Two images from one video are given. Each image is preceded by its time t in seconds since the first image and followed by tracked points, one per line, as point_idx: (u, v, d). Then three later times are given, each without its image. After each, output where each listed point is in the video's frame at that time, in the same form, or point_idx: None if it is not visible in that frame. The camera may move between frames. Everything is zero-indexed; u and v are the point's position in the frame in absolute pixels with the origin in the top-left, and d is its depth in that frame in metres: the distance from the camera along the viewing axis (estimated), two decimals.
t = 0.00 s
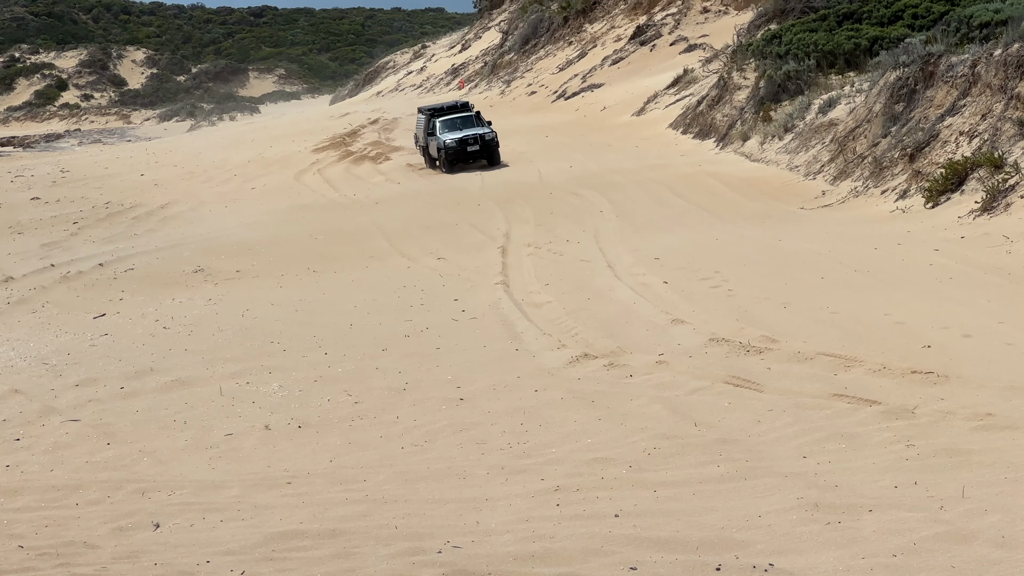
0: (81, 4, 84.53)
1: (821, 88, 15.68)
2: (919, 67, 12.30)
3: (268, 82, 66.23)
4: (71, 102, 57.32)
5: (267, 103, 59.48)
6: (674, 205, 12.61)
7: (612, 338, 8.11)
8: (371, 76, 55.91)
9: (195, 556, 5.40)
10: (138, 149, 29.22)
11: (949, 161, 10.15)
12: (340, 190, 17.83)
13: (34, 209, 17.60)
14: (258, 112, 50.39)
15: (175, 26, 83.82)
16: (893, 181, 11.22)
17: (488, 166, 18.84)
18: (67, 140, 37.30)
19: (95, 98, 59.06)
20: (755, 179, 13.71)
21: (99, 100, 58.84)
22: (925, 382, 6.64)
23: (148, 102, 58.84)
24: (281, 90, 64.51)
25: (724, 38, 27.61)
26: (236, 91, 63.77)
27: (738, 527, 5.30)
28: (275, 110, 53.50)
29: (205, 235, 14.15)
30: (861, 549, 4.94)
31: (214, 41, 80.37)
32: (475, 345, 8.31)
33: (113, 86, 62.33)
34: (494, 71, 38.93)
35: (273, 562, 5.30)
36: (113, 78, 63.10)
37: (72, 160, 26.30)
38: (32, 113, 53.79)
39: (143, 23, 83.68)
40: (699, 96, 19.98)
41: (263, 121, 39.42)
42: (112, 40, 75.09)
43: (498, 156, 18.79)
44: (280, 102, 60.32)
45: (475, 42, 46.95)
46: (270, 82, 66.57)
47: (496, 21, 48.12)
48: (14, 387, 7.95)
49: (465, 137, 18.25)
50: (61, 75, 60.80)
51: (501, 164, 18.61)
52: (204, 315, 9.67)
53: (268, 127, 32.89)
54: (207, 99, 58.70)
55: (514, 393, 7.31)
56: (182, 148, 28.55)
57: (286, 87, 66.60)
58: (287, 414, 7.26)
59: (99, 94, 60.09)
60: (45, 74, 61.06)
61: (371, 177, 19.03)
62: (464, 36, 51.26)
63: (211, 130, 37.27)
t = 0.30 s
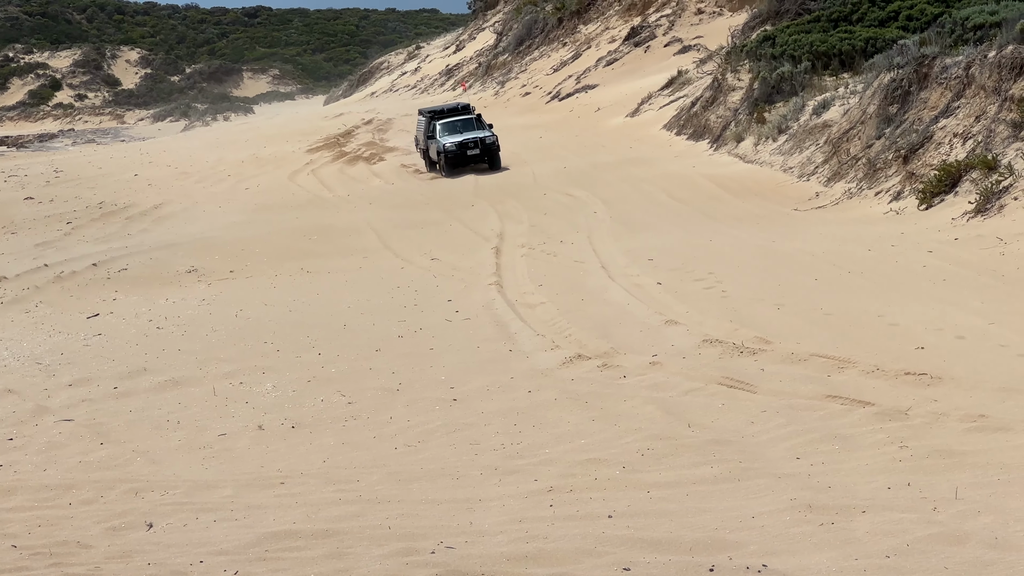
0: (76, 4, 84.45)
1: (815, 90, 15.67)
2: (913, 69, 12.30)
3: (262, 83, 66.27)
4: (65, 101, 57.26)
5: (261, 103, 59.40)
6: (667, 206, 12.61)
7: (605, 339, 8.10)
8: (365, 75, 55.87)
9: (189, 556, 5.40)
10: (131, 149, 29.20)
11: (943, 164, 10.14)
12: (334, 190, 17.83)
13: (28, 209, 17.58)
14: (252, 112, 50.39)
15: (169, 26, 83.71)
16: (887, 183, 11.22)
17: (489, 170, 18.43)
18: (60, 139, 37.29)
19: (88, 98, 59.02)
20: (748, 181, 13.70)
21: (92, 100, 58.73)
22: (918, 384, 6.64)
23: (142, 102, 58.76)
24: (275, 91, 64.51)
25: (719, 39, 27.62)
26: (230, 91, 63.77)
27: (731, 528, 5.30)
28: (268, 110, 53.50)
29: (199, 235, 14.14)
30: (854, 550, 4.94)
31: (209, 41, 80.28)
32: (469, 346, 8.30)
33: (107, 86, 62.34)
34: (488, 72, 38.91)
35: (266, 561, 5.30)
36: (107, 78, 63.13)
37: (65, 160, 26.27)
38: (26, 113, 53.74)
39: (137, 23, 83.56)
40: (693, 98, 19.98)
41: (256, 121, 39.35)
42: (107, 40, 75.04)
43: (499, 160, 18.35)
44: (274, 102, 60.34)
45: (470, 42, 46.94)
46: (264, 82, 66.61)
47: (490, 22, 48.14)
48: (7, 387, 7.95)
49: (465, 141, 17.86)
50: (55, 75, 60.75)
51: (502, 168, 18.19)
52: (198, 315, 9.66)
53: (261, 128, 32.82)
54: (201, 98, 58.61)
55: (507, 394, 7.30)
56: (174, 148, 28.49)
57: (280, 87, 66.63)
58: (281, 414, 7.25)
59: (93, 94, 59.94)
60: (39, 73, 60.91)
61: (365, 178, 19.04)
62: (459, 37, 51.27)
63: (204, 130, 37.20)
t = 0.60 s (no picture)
0: (72, 3, 84.42)
1: (811, 89, 15.67)
2: (909, 69, 12.30)
3: (258, 81, 66.27)
4: (60, 100, 57.22)
5: (256, 102, 59.29)
6: (663, 206, 12.60)
7: (601, 339, 8.10)
8: (361, 75, 55.85)
9: (184, 554, 5.40)
10: (126, 148, 29.16)
11: (939, 163, 10.15)
12: (330, 189, 17.83)
13: (23, 207, 17.56)
14: (248, 111, 50.38)
15: (165, 24, 83.54)
16: (883, 183, 11.22)
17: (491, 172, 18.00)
18: (55, 138, 37.26)
19: (84, 96, 58.97)
20: (744, 180, 13.70)
21: (88, 99, 58.62)
22: (914, 383, 6.64)
23: (137, 101, 58.67)
24: (270, 89, 64.51)
25: (714, 38, 27.62)
26: (226, 90, 63.75)
27: (726, 527, 5.31)
28: (264, 109, 53.50)
29: (194, 234, 14.14)
30: (850, 549, 4.95)
31: (205, 40, 80.14)
32: (465, 345, 8.30)
33: (103, 84, 62.35)
34: (484, 71, 38.89)
35: (262, 560, 5.30)
36: (103, 77, 63.16)
37: (59, 159, 26.22)
38: (21, 111, 53.66)
39: (133, 21, 83.40)
40: (689, 97, 19.99)
41: (251, 120, 39.31)
42: (102, 38, 75.02)
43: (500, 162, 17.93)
44: (269, 101, 60.35)
45: (465, 41, 46.93)
46: (260, 80, 66.60)
47: (486, 21, 48.14)
48: (2, 386, 7.94)
49: (465, 141, 17.43)
50: (50, 73, 60.68)
51: (504, 170, 17.75)
52: (193, 313, 9.65)
53: (256, 127, 32.76)
54: (197, 97, 58.53)
55: (503, 393, 7.30)
56: (169, 147, 28.45)
57: (276, 86, 66.63)
58: (276, 413, 7.25)
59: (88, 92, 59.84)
60: (34, 72, 60.77)
61: (361, 176, 19.03)
62: (454, 36, 51.28)
63: (199, 129, 37.14)
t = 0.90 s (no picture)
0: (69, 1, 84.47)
1: (808, 87, 15.68)
2: (906, 67, 12.31)
3: (255, 79, 66.33)
4: (57, 97, 57.22)
5: (254, 100, 59.26)
6: (661, 203, 12.62)
7: (598, 336, 8.11)
8: (359, 73, 55.83)
9: (182, 552, 5.41)
10: (123, 145, 29.19)
11: (936, 162, 10.15)
12: (327, 186, 17.85)
13: (21, 205, 17.57)
14: (244, 108, 50.44)
15: (163, 22, 83.48)
16: (880, 181, 11.22)
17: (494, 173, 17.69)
18: (52, 135, 37.30)
19: (81, 94, 59.09)
20: (742, 178, 13.70)
21: (86, 97, 58.60)
22: (911, 381, 6.65)
23: (135, 100, 58.65)
24: (267, 87, 64.54)
25: (711, 37, 27.65)
26: (223, 88, 63.81)
27: (723, 525, 5.31)
28: (261, 107, 53.53)
29: (191, 231, 14.15)
30: (847, 547, 4.95)
31: (202, 38, 80.16)
32: (462, 342, 8.31)
33: (100, 82, 62.46)
34: (481, 69, 38.90)
35: (259, 558, 5.31)
36: (100, 74, 63.23)
37: (56, 156, 26.24)
38: (19, 108, 53.68)
39: (131, 19, 83.32)
40: (686, 95, 20.01)
41: (249, 118, 39.31)
42: (99, 36, 75.02)
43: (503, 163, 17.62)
44: (266, 98, 60.43)
45: (463, 39, 46.92)
46: (257, 78, 66.65)
47: (483, 19, 48.19)
48: None
49: (467, 143, 17.09)
50: (47, 71, 60.70)
51: (507, 171, 17.44)
52: (191, 311, 9.65)
53: (254, 124, 32.77)
54: (194, 95, 58.51)
55: (500, 391, 7.30)
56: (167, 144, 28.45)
57: (273, 83, 66.71)
58: (273, 411, 7.25)
59: (86, 90, 59.83)
60: (32, 70, 60.71)
61: (358, 174, 19.05)
62: (451, 33, 51.31)
63: (196, 126, 37.15)
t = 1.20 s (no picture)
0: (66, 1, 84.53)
1: (805, 86, 15.68)
2: (902, 66, 12.30)
3: (251, 79, 66.41)
4: (53, 97, 57.28)
5: (251, 99, 59.32)
6: (657, 202, 12.61)
7: (594, 336, 8.10)
8: (354, 71, 55.95)
9: (179, 551, 5.41)
10: (118, 144, 29.20)
11: (932, 160, 10.15)
12: (323, 186, 17.86)
13: (18, 204, 17.56)
14: (240, 108, 50.48)
15: (159, 21, 83.50)
16: (876, 180, 11.21)
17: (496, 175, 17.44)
18: (47, 135, 37.33)
19: (77, 93, 59.19)
20: (738, 177, 13.70)
21: (83, 96, 58.67)
22: (907, 380, 6.65)
23: (132, 100, 58.69)
24: (264, 86, 64.59)
25: (707, 35, 27.66)
26: (220, 87, 63.87)
27: (720, 524, 5.31)
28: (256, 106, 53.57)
29: (187, 231, 14.15)
30: (843, 547, 4.95)
31: (199, 37, 80.21)
32: (458, 342, 8.30)
33: (96, 81, 62.57)
34: (477, 68, 38.91)
35: (256, 557, 5.31)
36: (97, 74, 63.35)
37: (51, 155, 26.23)
38: (16, 108, 53.70)
39: (124, 18, 83.39)
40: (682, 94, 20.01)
41: (245, 117, 39.34)
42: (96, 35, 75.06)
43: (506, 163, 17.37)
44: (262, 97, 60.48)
45: (459, 38, 46.98)
46: (254, 78, 66.71)
47: (480, 18, 48.22)
48: None
49: (468, 143, 16.83)
50: (44, 71, 60.76)
51: (510, 172, 17.19)
52: (187, 310, 9.65)
53: (250, 123, 32.80)
54: (191, 95, 58.52)
55: (497, 390, 7.29)
56: (163, 143, 28.48)
57: (270, 83, 66.78)
58: (269, 410, 7.25)
59: (82, 90, 59.99)
60: (29, 69, 60.74)
61: (354, 173, 19.05)
62: (447, 33, 51.34)
63: (192, 126, 37.19)
